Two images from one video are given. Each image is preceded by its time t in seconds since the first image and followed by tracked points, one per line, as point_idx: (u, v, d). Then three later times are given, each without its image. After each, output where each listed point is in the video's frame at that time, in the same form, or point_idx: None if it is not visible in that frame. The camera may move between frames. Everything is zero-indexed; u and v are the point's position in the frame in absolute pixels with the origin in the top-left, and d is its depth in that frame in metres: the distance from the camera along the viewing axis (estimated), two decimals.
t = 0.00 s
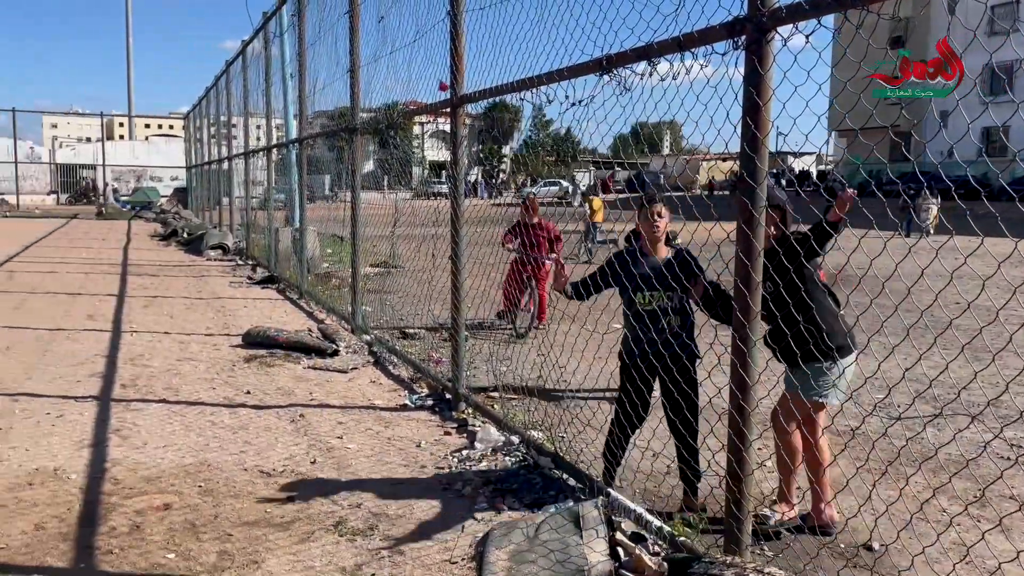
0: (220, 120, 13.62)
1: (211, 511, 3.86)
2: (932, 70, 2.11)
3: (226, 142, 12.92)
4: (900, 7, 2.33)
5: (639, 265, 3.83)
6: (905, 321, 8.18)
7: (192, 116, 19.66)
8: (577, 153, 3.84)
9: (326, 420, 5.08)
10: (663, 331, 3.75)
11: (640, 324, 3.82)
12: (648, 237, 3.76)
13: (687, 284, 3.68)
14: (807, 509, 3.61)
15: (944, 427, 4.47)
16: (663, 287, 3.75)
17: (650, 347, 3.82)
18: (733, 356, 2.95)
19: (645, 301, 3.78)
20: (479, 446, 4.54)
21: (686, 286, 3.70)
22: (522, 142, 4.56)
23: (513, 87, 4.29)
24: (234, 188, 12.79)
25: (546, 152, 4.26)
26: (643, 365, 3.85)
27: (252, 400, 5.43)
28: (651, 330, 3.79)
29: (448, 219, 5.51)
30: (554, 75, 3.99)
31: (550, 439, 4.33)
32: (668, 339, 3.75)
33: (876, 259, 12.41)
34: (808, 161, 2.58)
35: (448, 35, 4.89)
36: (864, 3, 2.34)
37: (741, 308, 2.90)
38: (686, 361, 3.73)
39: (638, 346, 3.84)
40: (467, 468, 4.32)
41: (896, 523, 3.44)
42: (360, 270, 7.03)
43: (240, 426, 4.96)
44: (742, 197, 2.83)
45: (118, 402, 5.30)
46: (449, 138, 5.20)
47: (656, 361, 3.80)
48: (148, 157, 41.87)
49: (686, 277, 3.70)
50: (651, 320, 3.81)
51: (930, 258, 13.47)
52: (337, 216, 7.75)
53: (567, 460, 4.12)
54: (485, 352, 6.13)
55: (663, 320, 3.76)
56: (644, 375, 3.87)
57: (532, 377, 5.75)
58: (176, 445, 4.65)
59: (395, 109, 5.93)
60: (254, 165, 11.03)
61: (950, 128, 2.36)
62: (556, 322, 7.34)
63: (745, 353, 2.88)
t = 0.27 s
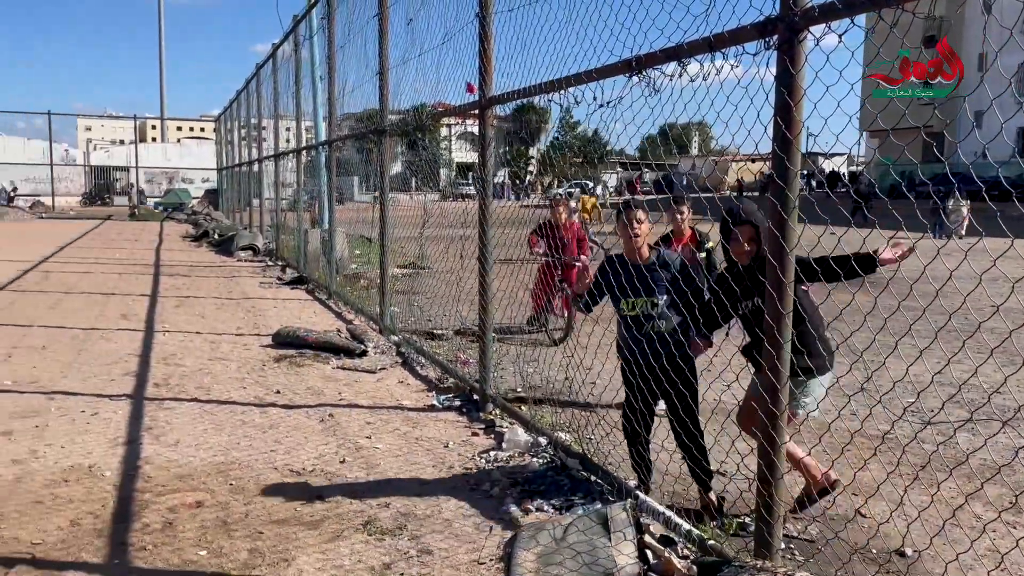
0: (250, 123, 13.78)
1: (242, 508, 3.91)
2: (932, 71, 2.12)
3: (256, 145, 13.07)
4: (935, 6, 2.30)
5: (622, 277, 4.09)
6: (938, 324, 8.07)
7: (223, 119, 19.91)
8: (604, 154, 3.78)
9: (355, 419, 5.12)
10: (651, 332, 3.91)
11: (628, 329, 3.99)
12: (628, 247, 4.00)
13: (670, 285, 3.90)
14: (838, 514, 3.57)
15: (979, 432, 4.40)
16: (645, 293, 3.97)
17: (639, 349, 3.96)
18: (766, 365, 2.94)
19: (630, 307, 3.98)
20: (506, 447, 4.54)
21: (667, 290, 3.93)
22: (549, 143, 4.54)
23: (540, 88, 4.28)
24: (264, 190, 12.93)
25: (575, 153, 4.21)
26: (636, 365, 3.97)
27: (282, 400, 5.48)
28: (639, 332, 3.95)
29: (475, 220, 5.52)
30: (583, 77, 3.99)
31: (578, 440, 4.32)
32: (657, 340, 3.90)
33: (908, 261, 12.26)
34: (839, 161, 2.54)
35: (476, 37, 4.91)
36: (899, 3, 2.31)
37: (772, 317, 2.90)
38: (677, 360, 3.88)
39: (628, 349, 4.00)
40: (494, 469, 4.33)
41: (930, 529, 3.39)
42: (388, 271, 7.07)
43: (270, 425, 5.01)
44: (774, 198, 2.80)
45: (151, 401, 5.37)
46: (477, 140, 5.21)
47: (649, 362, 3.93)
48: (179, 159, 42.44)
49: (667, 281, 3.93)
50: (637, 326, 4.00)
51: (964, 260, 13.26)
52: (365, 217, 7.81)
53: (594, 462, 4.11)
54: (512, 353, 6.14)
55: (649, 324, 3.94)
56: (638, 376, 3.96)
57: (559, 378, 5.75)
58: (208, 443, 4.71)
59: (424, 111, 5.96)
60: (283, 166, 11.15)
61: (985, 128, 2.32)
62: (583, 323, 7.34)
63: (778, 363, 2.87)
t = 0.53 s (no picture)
0: (281, 125, 13.92)
1: (272, 507, 3.95)
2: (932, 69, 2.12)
3: (287, 147, 13.21)
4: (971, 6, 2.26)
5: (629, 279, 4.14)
6: (973, 328, 7.94)
7: (254, 121, 20.13)
8: (631, 156, 3.77)
9: (383, 420, 5.15)
10: (660, 328, 3.87)
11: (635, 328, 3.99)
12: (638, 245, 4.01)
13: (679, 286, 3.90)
14: (870, 520, 3.53)
15: (1016, 439, 4.33)
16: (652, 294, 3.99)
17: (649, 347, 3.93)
18: (797, 369, 2.90)
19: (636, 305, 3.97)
20: (534, 449, 4.54)
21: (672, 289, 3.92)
22: (576, 144, 4.53)
23: (568, 89, 4.28)
24: (294, 192, 13.05)
25: (601, 154, 4.20)
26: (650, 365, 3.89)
27: (312, 399, 5.52)
28: (647, 329, 3.92)
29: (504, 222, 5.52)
30: (611, 77, 3.98)
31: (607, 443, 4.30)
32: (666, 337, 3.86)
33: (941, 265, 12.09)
34: (871, 162, 2.52)
35: (505, 39, 4.92)
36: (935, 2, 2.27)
37: (803, 322, 2.86)
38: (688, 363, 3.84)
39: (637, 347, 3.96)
40: (522, 470, 4.33)
41: (965, 537, 3.34)
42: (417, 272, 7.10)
43: (300, 425, 5.05)
44: (806, 201, 2.78)
45: (183, 400, 5.45)
46: (505, 142, 5.22)
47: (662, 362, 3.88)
48: (211, 162, 42.98)
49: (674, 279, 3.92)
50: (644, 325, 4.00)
51: (1001, 263, 13.04)
52: (393, 219, 7.86)
53: (622, 464, 4.08)
54: (539, 354, 6.14)
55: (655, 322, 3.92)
56: (652, 377, 3.91)
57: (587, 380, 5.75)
58: (238, 442, 4.76)
59: (453, 113, 5.99)
60: (313, 168, 11.26)
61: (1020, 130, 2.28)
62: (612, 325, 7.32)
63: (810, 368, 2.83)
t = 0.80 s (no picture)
0: (311, 128, 14.04)
1: (303, 506, 3.98)
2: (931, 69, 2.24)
3: (316, 149, 13.33)
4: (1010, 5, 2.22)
5: (654, 278, 4.02)
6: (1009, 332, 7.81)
7: (284, 124, 20.35)
8: (659, 157, 3.75)
9: (412, 420, 5.17)
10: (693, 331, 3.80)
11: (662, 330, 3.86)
12: (668, 245, 3.90)
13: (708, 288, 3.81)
14: (904, 527, 3.48)
15: None
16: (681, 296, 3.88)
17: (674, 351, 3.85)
18: (829, 374, 2.85)
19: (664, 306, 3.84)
20: (562, 451, 4.54)
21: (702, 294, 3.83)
22: (604, 146, 4.52)
23: (597, 90, 4.28)
24: (323, 193, 13.16)
25: (629, 156, 4.19)
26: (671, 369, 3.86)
27: (341, 400, 5.56)
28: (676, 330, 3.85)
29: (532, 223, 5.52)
30: (641, 78, 3.97)
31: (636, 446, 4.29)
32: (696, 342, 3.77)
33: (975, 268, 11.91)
34: (903, 165, 2.49)
35: (535, 41, 4.93)
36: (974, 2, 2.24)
37: (836, 326, 2.81)
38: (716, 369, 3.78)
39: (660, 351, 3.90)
40: (550, 472, 4.32)
41: (1002, 545, 3.28)
42: (445, 274, 7.13)
43: (329, 424, 5.09)
44: (839, 203, 2.74)
45: (214, 399, 5.51)
46: (533, 143, 5.23)
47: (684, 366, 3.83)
48: (241, 164, 43.47)
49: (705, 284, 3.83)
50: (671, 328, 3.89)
51: None
52: (421, 220, 7.90)
53: (650, 467, 4.06)
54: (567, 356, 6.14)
55: (685, 325, 3.84)
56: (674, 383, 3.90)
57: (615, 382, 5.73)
58: (269, 441, 4.81)
59: (481, 115, 6.01)
60: (342, 170, 11.35)
61: None
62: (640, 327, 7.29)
63: (843, 373, 2.78)
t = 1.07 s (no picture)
0: (340, 130, 14.16)
1: (333, 505, 4.01)
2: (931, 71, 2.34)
3: (346, 152, 13.43)
4: None
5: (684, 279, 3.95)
6: None
7: (314, 126, 20.52)
8: (689, 158, 3.73)
9: (440, 421, 5.19)
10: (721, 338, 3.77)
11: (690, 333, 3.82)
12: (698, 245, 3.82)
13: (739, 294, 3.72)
14: (940, 534, 3.42)
15: None
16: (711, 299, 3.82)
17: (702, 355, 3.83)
18: (864, 379, 2.82)
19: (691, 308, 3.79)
20: (591, 453, 4.52)
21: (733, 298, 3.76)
22: (633, 147, 4.50)
23: (626, 92, 4.28)
24: (352, 195, 13.25)
25: (658, 157, 4.17)
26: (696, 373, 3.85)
27: (371, 400, 5.60)
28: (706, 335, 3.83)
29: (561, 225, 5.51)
30: (671, 79, 3.95)
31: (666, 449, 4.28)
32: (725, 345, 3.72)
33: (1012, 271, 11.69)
34: (940, 166, 2.45)
35: (565, 42, 4.93)
36: None
37: (871, 329, 2.78)
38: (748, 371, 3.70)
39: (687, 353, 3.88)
40: (579, 475, 4.31)
41: None
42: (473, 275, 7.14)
43: (359, 425, 5.12)
44: (875, 206, 2.70)
45: (246, 399, 5.58)
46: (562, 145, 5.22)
47: (713, 370, 3.79)
48: (271, 166, 43.92)
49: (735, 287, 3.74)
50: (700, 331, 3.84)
51: None
52: (450, 222, 7.92)
53: (680, 471, 4.05)
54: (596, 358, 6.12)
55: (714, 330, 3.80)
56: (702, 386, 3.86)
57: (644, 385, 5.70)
58: (300, 441, 4.86)
59: (510, 117, 6.02)
60: (371, 173, 11.43)
61: None
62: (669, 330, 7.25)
63: (878, 377, 2.74)
